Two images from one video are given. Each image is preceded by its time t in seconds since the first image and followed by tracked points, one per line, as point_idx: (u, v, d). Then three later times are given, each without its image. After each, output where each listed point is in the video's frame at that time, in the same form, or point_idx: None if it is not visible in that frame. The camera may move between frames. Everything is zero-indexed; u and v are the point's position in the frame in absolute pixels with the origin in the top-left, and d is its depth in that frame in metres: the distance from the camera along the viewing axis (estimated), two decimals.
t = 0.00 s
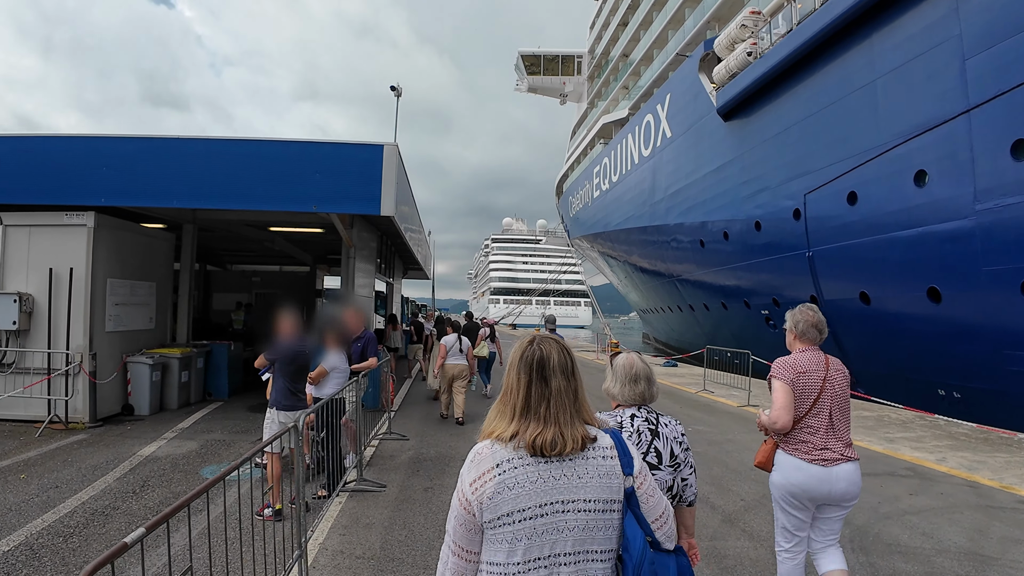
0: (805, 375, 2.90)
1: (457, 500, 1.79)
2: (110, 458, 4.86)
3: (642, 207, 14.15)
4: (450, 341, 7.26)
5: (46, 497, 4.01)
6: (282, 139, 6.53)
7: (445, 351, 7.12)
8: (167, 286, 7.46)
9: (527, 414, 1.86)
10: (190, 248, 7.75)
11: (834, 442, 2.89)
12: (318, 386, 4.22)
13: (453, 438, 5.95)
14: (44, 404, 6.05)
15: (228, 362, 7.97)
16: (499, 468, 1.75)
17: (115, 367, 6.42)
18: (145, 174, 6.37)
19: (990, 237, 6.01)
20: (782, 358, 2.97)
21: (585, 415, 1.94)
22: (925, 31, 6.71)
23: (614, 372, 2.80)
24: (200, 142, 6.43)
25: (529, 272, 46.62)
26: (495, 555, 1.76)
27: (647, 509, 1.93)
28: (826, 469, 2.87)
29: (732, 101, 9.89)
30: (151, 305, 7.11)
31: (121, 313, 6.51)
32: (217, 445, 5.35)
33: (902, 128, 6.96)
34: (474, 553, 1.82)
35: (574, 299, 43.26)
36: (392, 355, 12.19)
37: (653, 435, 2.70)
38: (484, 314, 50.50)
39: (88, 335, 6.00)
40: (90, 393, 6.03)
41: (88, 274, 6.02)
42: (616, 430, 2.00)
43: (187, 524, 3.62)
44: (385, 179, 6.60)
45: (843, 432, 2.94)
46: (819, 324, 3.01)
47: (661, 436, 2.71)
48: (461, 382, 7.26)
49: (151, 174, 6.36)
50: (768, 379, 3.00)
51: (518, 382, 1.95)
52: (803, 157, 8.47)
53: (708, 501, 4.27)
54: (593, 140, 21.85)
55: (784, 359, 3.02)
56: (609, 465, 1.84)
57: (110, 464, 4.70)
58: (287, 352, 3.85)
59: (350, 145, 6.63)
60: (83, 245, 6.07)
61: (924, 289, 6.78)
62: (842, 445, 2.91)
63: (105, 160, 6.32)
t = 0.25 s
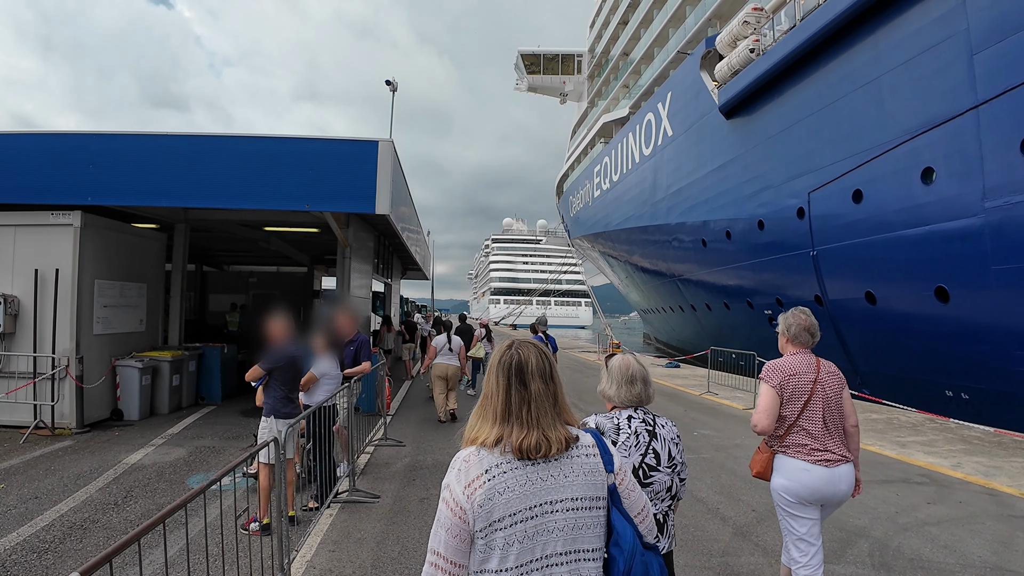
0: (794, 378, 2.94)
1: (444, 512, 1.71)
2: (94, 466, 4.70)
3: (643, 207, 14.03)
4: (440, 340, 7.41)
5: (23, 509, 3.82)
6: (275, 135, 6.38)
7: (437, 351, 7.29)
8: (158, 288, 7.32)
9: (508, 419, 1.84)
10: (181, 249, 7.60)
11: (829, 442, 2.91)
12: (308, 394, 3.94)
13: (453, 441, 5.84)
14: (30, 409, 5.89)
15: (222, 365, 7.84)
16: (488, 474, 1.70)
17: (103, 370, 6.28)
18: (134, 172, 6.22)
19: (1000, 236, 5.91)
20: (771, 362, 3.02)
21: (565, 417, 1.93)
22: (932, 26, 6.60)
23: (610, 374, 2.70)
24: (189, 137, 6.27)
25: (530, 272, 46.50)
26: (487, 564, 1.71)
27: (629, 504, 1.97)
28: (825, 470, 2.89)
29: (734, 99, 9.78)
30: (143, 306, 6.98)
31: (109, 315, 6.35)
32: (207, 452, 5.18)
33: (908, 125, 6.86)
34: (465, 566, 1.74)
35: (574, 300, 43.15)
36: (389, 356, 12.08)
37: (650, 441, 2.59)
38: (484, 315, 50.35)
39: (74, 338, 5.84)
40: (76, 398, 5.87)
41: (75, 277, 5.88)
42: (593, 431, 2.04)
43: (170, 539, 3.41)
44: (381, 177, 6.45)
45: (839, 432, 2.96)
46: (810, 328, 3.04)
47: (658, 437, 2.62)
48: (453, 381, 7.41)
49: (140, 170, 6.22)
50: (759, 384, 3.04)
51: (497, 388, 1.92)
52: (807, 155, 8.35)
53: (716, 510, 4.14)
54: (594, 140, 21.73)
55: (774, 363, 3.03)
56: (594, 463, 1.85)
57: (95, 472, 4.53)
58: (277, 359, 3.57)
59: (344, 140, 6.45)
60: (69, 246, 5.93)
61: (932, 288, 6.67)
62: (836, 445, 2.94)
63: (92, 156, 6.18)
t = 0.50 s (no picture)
0: (808, 373, 2.92)
1: (434, 503, 1.69)
2: (85, 471, 4.59)
3: (645, 206, 13.92)
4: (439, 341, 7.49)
5: (11, 515, 3.73)
6: (272, 129, 6.27)
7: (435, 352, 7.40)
8: (153, 287, 7.21)
9: (499, 414, 1.79)
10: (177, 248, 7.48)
11: (838, 439, 2.92)
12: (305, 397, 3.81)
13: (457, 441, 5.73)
14: (21, 411, 5.79)
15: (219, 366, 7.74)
16: (478, 466, 1.68)
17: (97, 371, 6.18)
18: (127, 167, 6.09)
19: (1012, 233, 5.80)
20: (784, 357, 3.00)
21: (556, 412, 1.88)
22: (941, 19, 6.49)
23: (611, 372, 2.62)
24: (184, 130, 6.16)
25: (531, 272, 46.38)
26: (477, 554, 1.69)
27: (621, 501, 1.89)
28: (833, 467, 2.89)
29: (737, 95, 9.67)
30: (137, 306, 6.87)
31: (101, 315, 6.24)
32: (201, 455, 5.10)
33: (917, 120, 6.75)
34: (456, 557, 1.72)
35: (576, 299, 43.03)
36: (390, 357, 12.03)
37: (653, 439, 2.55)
38: (486, 315, 50.26)
39: (66, 338, 5.73)
40: (68, 400, 5.77)
41: (67, 273, 5.77)
42: (586, 425, 1.99)
43: (160, 547, 3.31)
44: (381, 172, 6.31)
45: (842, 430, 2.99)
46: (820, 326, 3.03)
47: (659, 437, 2.56)
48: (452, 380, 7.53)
49: (133, 165, 6.08)
50: (771, 379, 3.01)
51: (490, 382, 1.87)
52: (812, 152, 8.25)
53: (733, 516, 4.01)
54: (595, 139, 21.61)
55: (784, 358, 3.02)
56: (584, 457, 1.82)
57: (85, 476, 4.44)
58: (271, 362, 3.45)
59: (342, 135, 6.31)
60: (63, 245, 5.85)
61: (942, 286, 6.57)
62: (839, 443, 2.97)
63: (84, 151, 6.07)
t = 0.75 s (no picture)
0: (826, 375, 2.93)
1: (443, 500, 1.69)
2: (74, 483, 4.47)
3: (649, 205, 13.78)
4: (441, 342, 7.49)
5: None
6: (270, 126, 6.15)
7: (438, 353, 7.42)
8: (149, 289, 7.10)
9: (509, 417, 1.76)
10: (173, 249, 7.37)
11: (851, 443, 2.93)
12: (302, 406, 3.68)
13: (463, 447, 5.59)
14: (11, 418, 5.65)
15: (217, 370, 7.63)
16: (484, 468, 1.65)
17: (91, 376, 6.07)
18: (121, 168, 5.98)
19: None
20: (802, 357, 3.00)
21: (567, 416, 1.82)
22: (955, 13, 6.35)
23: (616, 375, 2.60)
24: (179, 131, 6.05)
25: (533, 273, 46.25)
26: (482, 557, 1.65)
27: (636, 511, 1.78)
28: (846, 471, 2.89)
29: (744, 94, 9.54)
30: (133, 309, 6.77)
31: (94, 318, 6.12)
32: (196, 465, 4.97)
33: (930, 117, 6.60)
34: (462, 554, 1.72)
35: (578, 300, 42.90)
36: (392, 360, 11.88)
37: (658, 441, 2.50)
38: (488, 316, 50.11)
39: (57, 343, 5.61)
40: (60, 408, 5.67)
41: (58, 277, 5.64)
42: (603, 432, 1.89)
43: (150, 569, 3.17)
44: (382, 170, 6.18)
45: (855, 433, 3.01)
46: (839, 326, 3.03)
47: (666, 442, 2.51)
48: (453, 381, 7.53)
49: (126, 164, 5.97)
50: (788, 379, 3.00)
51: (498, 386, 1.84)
52: (820, 149, 8.10)
53: (758, 531, 3.82)
54: (599, 138, 21.46)
55: (801, 358, 3.03)
56: (595, 465, 1.72)
57: (74, 489, 4.31)
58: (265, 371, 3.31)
59: (342, 130, 6.19)
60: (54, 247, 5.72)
61: (957, 286, 6.42)
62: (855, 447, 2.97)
63: (78, 150, 5.96)
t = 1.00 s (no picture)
0: (832, 377, 2.85)
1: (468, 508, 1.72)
2: (64, 490, 4.37)
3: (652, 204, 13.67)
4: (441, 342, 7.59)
5: None
6: (268, 120, 6.04)
7: (439, 352, 7.50)
8: (145, 288, 7.00)
9: (535, 425, 1.78)
10: (169, 247, 7.26)
11: (857, 445, 2.88)
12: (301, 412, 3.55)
13: (470, 450, 5.47)
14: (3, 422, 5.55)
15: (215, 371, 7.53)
16: (510, 476, 1.68)
17: (85, 378, 5.98)
18: (114, 164, 5.85)
19: None
20: (808, 359, 2.92)
21: (594, 425, 1.84)
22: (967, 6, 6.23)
23: (627, 376, 2.51)
24: (172, 124, 5.93)
25: (535, 273, 46.13)
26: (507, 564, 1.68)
27: (662, 520, 1.81)
28: (851, 472, 2.84)
29: (748, 90, 9.42)
30: (128, 310, 6.68)
31: (89, 319, 6.04)
32: (190, 473, 4.83)
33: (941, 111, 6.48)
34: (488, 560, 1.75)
35: (580, 300, 42.77)
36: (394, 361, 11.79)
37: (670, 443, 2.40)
38: (490, 316, 49.99)
39: (49, 344, 5.52)
40: (53, 411, 5.57)
41: (49, 277, 5.53)
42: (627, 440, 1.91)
43: None
44: (383, 166, 6.07)
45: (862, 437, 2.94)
46: (844, 327, 2.96)
47: (678, 444, 2.41)
48: (454, 381, 7.59)
49: (120, 161, 5.85)
50: (793, 381, 2.93)
51: (524, 393, 1.86)
52: (828, 146, 7.98)
53: (780, 540, 3.68)
54: (601, 136, 21.34)
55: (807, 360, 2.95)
56: (621, 474, 1.75)
57: (62, 499, 4.18)
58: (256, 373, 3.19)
59: (340, 125, 6.09)
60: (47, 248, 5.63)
61: (970, 284, 6.30)
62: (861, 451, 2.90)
63: (70, 147, 5.84)
